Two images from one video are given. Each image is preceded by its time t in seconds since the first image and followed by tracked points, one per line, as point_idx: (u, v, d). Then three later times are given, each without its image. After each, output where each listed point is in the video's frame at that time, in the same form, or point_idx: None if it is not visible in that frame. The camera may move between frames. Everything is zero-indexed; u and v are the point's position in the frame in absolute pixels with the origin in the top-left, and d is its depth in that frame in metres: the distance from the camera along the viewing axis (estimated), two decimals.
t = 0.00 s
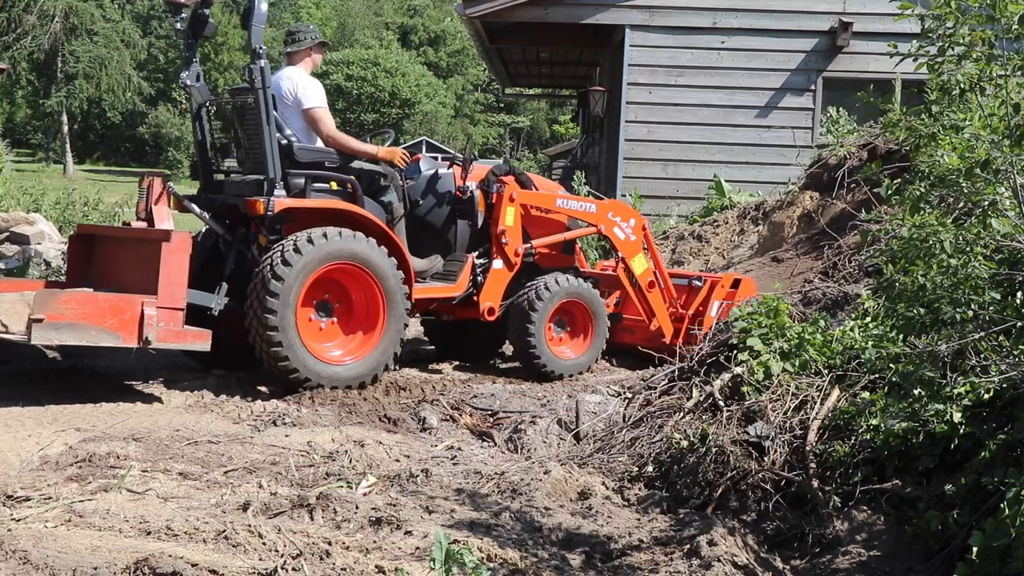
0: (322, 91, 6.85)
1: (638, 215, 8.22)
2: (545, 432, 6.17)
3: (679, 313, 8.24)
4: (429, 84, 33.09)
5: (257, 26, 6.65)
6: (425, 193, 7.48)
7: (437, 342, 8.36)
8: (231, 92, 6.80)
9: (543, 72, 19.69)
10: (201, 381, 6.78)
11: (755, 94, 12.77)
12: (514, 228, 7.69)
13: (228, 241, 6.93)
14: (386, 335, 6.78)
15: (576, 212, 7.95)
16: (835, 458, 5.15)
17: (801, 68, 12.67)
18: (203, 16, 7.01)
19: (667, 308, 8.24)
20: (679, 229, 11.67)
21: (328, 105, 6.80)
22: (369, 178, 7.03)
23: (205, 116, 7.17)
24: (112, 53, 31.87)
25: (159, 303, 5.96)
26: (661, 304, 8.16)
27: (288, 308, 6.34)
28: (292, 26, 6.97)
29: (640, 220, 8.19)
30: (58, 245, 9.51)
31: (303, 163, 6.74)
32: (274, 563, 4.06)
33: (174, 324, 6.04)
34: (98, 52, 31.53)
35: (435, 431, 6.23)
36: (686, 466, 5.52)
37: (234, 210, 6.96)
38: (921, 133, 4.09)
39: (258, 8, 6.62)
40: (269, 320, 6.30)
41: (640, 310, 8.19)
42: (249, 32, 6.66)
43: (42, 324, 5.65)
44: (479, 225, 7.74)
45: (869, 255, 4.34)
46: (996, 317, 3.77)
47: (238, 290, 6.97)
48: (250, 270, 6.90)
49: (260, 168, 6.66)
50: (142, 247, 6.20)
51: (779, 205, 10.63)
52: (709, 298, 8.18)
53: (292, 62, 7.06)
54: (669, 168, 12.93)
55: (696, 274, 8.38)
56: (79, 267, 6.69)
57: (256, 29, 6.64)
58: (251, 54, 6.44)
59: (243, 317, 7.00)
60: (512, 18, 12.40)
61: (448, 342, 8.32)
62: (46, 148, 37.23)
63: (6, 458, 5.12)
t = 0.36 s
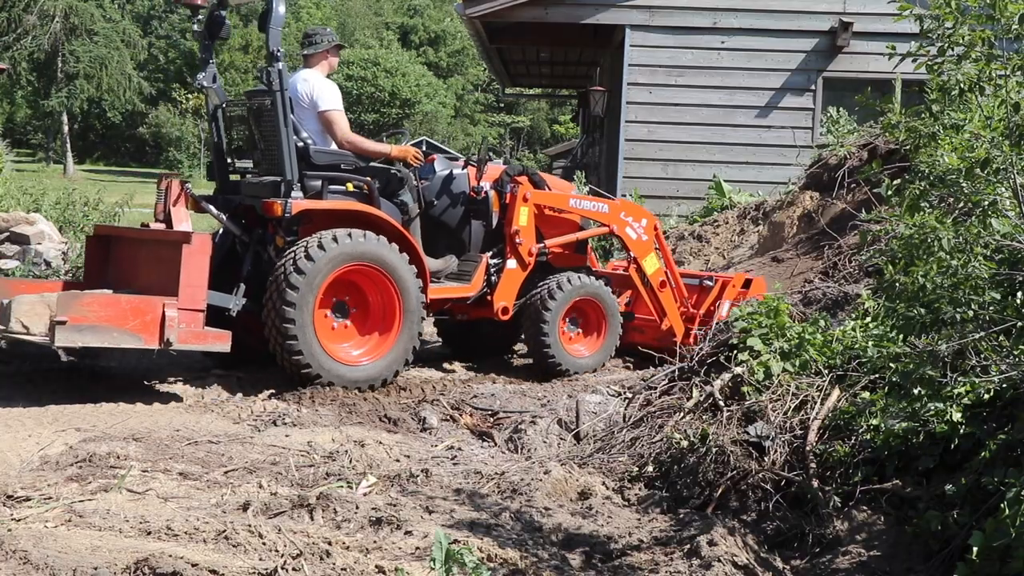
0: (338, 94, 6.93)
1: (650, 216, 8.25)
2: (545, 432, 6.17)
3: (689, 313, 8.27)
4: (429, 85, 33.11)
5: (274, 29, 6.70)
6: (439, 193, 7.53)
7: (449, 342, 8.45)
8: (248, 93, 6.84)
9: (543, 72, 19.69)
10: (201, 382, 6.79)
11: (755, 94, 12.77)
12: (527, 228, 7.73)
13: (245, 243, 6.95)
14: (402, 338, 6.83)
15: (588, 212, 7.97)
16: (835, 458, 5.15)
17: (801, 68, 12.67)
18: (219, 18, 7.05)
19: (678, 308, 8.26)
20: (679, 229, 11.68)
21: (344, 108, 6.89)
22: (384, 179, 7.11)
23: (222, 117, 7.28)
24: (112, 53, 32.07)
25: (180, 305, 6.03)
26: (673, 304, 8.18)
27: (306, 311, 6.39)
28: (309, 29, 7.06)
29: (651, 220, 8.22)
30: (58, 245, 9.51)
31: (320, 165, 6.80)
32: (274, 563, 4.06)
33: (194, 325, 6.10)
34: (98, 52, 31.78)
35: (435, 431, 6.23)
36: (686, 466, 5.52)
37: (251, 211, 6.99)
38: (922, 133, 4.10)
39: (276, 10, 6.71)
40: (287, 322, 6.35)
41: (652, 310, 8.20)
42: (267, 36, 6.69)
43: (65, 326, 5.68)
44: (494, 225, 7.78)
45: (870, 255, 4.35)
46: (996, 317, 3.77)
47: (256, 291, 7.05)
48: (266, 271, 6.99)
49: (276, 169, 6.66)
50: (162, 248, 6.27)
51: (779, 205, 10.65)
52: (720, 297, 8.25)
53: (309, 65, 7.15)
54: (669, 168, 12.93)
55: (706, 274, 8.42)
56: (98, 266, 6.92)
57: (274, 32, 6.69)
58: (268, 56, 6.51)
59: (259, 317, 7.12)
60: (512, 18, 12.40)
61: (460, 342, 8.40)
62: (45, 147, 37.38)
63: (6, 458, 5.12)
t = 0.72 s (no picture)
0: (351, 95, 6.97)
1: (659, 222, 8.24)
2: (545, 432, 6.17)
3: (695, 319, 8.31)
4: (429, 85, 33.13)
5: (292, 29, 6.74)
6: (453, 195, 7.64)
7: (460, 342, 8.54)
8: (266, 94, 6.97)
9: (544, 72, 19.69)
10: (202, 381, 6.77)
11: (755, 94, 12.77)
12: (539, 231, 7.79)
13: (258, 240, 7.02)
14: (413, 338, 6.89)
15: (600, 216, 7.98)
16: (835, 458, 5.14)
17: (801, 68, 12.67)
18: (237, 17, 7.10)
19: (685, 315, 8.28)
20: (679, 229, 11.68)
21: (356, 110, 6.94)
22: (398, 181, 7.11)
23: (237, 116, 7.30)
24: (112, 53, 32.12)
25: (193, 302, 6.06)
26: (681, 311, 8.20)
27: (320, 311, 6.44)
28: (324, 29, 7.07)
29: (661, 226, 8.21)
30: (58, 245, 9.51)
31: (334, 166, 6.83)
32: (274, 563, 4.06)
33: (208, 322, 6.14)
34: (98, 52, 31.82)
35: (434, 431, 6.23)
36: (686, 466, 5.52)
37: (264, 208, 7.07)
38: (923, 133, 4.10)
39: (295, 10, 6.74)
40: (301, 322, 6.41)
41: (659, 317, 8.20)
42: (285, 35, 6.75)
43: (80, 321, 5.74)
44: (506, 228, 7.82)
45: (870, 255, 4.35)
46: (996, 317, 3.77)
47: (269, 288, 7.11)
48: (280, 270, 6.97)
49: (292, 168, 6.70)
50: (177, 245, 6.33)
51: (779, 205, 10.65)
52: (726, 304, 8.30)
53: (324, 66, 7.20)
54: (669, 168, 12.93)
55: (709, 279, 8.46)
56: (110, 263, 7.08)
57: (292, 32, 6.74)
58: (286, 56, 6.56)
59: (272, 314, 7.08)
60: (512, 18, 12.39)
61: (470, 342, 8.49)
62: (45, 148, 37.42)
63: (6, 458, 5.12)
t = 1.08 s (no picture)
0: (369, 91, 6.98)
1: (675, 219, 8.39)
2: (545, 432, 6.17)
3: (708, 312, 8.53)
4: (429, 85, 33.20)
5: (316, 28, 6.70)
6: (473, 193, 7.63)
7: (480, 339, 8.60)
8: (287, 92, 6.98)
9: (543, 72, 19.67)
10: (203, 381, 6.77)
11: (755, 94, 12.77)
12: (558, 228, 7.85)
13: (281, 237, 7.03)
14: (435, 335, 6.93)
15: (619, 214, 8.07)
16: (835, 458, 5.14)
17: (801, 68, 12.67)
18: (259, 16, 7.18)
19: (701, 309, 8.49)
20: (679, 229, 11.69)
21: (377, 106, 6.95)
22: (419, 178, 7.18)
23: (260, 114, 7.38)
24: (112, 52, 32.15)
25: (220, 299, 6.15)
26: (697, 307, 8.41)
27: (342, 308, 6.49)
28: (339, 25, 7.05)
29: (678, 223, 8.36)
30: (58, 245, 9.50)
31: (356, 163, 6.91)
32: (274, 563, 4.06)
33: (233, 319, 6.24)
34: (98, 52, 31.84)
35: (435, 431, 6.23)
36: (686, 466, 5.52)
37: (286, 206, 7.06)
38: (923, 132, 4.07)
39: (318, 8, 6.69)
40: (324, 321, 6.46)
41: (677, 312, 8.39)
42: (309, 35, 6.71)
43: (110, 318, 5.83)
44: (525, 226, 7.86)
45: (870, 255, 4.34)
46: (996, 317, 3.77)
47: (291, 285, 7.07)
48: (302, 268, 6.99)
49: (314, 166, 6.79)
50: (202, 243, 6.46)
51: (779, 205, 10.66)
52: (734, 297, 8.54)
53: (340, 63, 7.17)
54: (669, 168, 12.93)
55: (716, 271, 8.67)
56: (134, 260, 7.06)
57: (315, 31, 6.70)
58: (309, 55, 6.60)
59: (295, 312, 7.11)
60: (512, 18, 12.39)
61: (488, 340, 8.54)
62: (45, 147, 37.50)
63: (6, 458, 5.12)
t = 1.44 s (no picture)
0: (393, 90, 7.07)
1: (692, 219, 8.47)
2: (545, 432, 6.17)
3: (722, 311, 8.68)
4: (429, 85, 33.28)
5: (342, 28, 6.73)
6: (494, 192, 7.69)
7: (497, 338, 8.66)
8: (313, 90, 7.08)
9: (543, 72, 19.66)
10: (205, 381, 6.78)
11: (755, 94, 12.77)
12: (578, 229, 7.87)
13: (305, 235, 7.10)
14: (458, 333, 7.02)
15: (640, 215, 8.11)
16: (835, 458, 5.14)
17: (801, 68, 12.67)
18: (286, 16, 7.26)
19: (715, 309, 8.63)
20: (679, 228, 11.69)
21: (401, 105, 7.03)
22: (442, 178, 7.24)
23: (284, 113, 7.44)
24: (112, 53, 32.16)
25: (246, 294, 6.26)
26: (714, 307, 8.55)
27: (367, 307, 6.57)
28: (363, 25, 7.11)
29: (696, 224, 8.43)
30: (58, 245, 9.48)
31: (381, 162, 7.01)
32: (274, 563, 4.06)
33: (259, 314, 6.34)
34: (98, 52, 31.85)
35: (435, 431, 6.23)
36: (686, 466, 5.52)
37: (309, 203, 7.16)
38: (922, 133, 4.06)
39: (345, 9, 6.73)
40: (349, 321, 6.54)
41: (693, 312, 8.52)
42: (335, 34, 6.73)
43: (138, 312, 5.98)
44: (546, 225, 7.89)
45: (870, 255, 4.34)
46: (996, 318, 3.77)
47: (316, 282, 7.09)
48: (326, 265, 7.01)
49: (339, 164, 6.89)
50: (228, 239, 6.51)
51: (779, 205, 10.67)
52: (744, 295, 8.76)
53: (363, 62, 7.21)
54: (669, 168, 12.92)
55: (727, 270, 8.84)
56: (160, 254, 7.16)
57: (342, 31, 6.73)
58: (336, 54, 6.67)
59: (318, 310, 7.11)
60: (512, 18, 12.37)
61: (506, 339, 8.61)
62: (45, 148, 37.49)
63: (6, 458, 5.13)
